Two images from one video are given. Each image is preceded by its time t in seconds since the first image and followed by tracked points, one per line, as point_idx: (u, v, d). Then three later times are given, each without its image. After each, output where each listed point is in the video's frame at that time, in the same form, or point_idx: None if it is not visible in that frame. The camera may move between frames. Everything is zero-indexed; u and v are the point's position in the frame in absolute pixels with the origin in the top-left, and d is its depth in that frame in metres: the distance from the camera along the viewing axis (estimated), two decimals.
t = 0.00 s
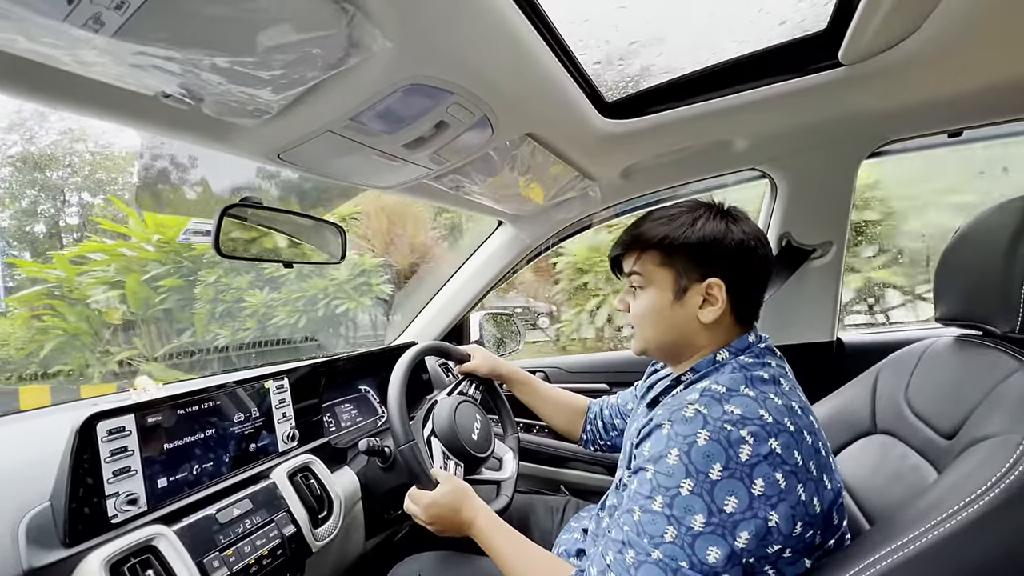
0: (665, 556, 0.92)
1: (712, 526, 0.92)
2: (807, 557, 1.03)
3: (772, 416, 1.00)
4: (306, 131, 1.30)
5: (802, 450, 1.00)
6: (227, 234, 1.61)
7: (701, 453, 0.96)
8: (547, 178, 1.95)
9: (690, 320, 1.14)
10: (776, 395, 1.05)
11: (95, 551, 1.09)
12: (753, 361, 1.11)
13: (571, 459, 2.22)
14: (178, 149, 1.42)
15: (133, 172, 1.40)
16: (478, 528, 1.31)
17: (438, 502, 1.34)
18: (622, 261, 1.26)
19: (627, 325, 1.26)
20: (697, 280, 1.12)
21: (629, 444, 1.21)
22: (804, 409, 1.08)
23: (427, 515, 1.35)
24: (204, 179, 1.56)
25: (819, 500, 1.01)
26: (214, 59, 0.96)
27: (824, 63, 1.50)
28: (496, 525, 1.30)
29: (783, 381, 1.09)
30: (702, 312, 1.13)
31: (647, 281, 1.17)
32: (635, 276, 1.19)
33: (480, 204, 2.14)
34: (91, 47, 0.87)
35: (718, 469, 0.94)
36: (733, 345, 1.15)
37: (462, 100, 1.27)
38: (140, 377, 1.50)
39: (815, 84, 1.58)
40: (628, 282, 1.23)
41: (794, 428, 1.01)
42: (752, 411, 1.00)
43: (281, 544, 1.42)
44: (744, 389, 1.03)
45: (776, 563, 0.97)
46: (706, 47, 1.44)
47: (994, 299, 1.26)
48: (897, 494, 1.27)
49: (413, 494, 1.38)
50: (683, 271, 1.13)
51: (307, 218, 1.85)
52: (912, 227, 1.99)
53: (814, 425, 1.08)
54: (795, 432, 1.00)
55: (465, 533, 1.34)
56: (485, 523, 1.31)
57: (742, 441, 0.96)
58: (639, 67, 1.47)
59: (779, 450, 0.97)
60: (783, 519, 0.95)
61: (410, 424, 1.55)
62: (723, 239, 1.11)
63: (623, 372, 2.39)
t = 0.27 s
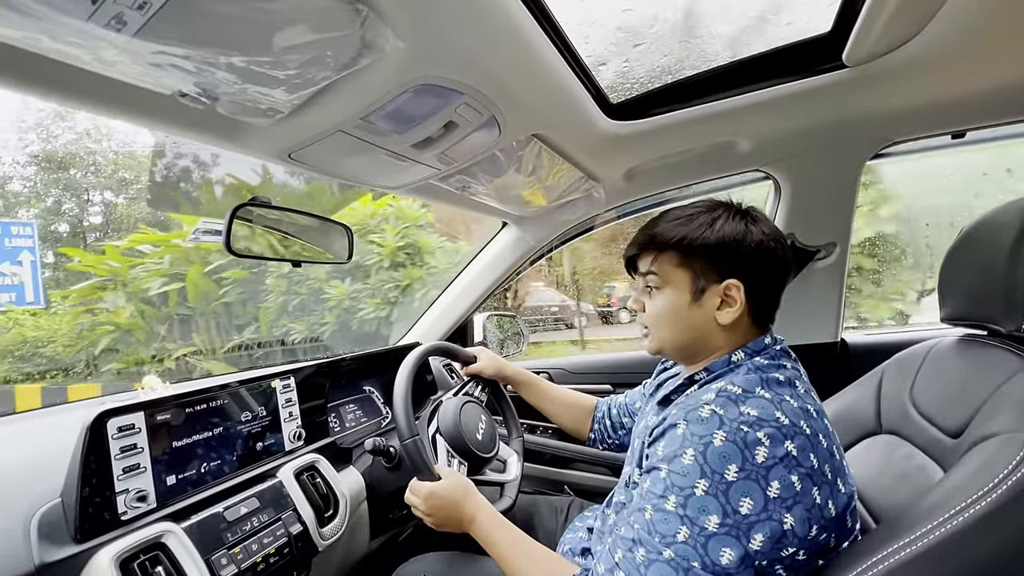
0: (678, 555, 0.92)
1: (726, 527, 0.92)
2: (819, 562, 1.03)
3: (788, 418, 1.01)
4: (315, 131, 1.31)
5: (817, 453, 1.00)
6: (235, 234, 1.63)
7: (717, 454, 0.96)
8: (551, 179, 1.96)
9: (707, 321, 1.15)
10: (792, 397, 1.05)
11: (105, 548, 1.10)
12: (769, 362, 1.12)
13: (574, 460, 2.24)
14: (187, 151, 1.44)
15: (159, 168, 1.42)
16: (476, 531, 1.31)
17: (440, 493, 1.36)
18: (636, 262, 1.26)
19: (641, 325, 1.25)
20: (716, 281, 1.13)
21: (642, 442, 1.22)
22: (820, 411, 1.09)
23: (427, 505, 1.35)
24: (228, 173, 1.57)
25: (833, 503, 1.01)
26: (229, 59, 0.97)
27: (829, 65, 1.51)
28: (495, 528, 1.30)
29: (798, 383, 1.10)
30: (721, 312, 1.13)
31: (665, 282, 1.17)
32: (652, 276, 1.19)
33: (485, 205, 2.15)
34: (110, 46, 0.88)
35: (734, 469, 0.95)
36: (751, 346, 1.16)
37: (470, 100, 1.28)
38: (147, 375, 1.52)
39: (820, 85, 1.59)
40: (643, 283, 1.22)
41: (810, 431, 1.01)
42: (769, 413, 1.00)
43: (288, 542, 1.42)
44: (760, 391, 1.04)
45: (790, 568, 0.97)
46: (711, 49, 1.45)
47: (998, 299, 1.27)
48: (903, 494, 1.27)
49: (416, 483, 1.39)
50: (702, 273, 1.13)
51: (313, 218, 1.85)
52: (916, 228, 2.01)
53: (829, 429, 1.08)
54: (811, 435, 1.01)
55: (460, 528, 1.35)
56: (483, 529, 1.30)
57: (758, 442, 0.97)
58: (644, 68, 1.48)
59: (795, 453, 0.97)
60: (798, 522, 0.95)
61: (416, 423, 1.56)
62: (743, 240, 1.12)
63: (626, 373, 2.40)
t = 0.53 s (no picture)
0: (699, 565, 0.90)
1: (747, 533, 0.91)
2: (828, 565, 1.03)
3: (798, 423, 1.00)
4: (321, 130, 1.32)
5: (827, 458, 1.00)
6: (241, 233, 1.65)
7: (733, 459, 0.95)
8: (555, 180, 1.97)
9: (733, 322, 1.14)
10: (800, 402, 1.05)
11: (108, 543, 1.11)
12: (775, 367, 1.11)
13: (576, 461, 2.26)
14: (184, 151, 1.43)
15: (185, 165, 1.48)
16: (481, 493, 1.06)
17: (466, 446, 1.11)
18: (648, 264, 1.21)
19: (657, 330, 1.20)
20: (746, 283, 1.12)
21: (649, 449, 1.20)
22: (826, 414, 1.09)
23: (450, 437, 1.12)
24: (247, 174, 1.63)
25: (844, 507, 1.01)
26: (238, 58, 0.98)
27: (833, 68, 1.52)
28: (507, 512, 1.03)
29: (804, 387, 1.09)
30: (747, 314, 1.14)
31: (692, 285, 1.13)
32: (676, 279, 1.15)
33: (488, 206, 2.16)
34: (121, 43, 0.88)
35: (750, 475, 0.93)
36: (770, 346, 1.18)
37: (476, 101, 1.29)
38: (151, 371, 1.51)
39: (824, 89, 1.60)
40: (663, 285, 1.17)
41: (819, 434, 1.01)
42: (779, 417, 0.99)
43: (289, 539, 1.43)
44: (769, 396, 1.03)
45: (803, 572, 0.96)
46: (715, 52, 1.46)
47: (1001, 304, 1.29)
48: (902, 497, 1.27)
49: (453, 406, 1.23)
50: (731, 275, 1.12)
51: (315, 217, 1.85)
52: (919, 232, 2.01)
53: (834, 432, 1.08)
54: (821, 439, 1.01)
55: (456, 488, 1.09)
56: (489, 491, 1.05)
57: (773, 447, 0.96)
58: (648, 71, 1.49)
59: (808, 457, 0.97)
60: (813, 525, 0.95)
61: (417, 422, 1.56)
62: (764, 242, 1.14)
63: (628, 374, 2.40)
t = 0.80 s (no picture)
0: (740, 568, 0.88)
1: (791, 538, 0.89)
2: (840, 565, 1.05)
3: (836, 426, 1.00)
4: (329, 128, 1.33)
5: (859, 462, 1.01)
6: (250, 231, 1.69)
7: (779, 461, 0.92)
8: (559, 179, 1.97)
9: (770, 321, 1.11)
10: (833, 402, 1.05)
11: (116, 536, 1.12)
12: (802, 368, 1.10)
13: (579, 460, 2.28)
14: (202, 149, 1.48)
15: (206, 164, 1.54)
16: (539, 457, 0.93)
17: (559, 409, 0.93)
18: (681, 266, 1.12)
19: (701, 342, 1.09)
20: (780, 282, 1.11)
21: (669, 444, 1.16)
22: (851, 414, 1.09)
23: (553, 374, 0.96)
24: (253, 173, 1.64)
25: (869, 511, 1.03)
26: (248, 56, 0.99)
27: (838, 68, 1.52)
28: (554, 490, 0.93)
29: (833, 389, 1.10)
30: (782, 313, 1.12)
31: (738, 287, 1.07)
32: (721, 283, 1.08)
33: (492, 205, 2.17)
34: (134, 41, 0.89)
35: (797, 478, 0.92)
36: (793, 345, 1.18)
37: (481, 100, 1.29)
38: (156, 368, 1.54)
39: (828, 89, 1.60)
40: (703, 291, 1.09)
41: (853, 439, 1.01)
42: (819, 421, 0.99)
43: (294, 535, 1.44)
44: (805, 398, 1.02)
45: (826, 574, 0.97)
46: (720, 51, 1.47)
47: (1006, 305, 1.29)
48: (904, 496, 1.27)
49: (598, 351, 0.97)
50: (768, 271, 1.09)
51: (322, 216, 1.88)
52: (923, 233, 2.02)
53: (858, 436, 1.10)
54: (854, 442, 1.01)
55: (519, 428, 0.97)
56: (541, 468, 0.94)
57: (817, 451, 0.95)
58: (653, 70, 1.49)
59: (847, 462, 0.97)
60: (845, 529, 0.96)
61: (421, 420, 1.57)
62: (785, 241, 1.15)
63: (631, 374, 2.42)
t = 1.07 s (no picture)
0: None
1: (802, 559, 0.87)
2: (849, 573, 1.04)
3: (843, 438, 0.98)
4: (331, 128, 1.33)
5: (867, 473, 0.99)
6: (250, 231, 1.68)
7: (787, 480, 0.90)
8: (561, 181, 1.97)
9: (775, 327, 1.11)
10: (839, 412, 1.04)
11: (116, 535, 1.12)
12: (805, 376, 1.09)
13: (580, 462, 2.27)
14: (217, 150, 1.46)
15: (228, 161, 1.53)
16: (528, 505, 0.95)
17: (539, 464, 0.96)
18: (682, 271, 1.12)
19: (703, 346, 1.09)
20: (785, 287, 1.10)
21: (672, 455, 1.14)
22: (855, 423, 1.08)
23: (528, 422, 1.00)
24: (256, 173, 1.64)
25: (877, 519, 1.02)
26: (250, 57, 0.99)
27: (841, 71, 1.52)
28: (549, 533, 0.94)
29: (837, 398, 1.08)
30: (785, 318, 1.12)
31: (740, 292, 1.07)
32: (723, 287, 1.08)
33: (494, 206, 2.17)
34: (137, 41, 0.90)
35: (806, 497, 0.89)
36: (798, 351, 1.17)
37: (483, 100, 1.29)
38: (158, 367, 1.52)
39: (831, 91, 1.60)
40: (705, 295, 1.10)
41: (860, 449, 1.00)
42: (826, 434, 0.96)
43: (293, 535, 1.44)
44: (810, 409, 1.00)
45: None
46: (723, 53, 1.47)
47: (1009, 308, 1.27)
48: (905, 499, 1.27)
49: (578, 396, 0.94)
50: (772, 277, 1.09)
51: (325, 217, 1.87)
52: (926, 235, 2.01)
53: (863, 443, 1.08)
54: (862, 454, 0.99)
55: (508, 479, 0.99)
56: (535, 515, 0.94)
57: (826, 467, 0.92)
58: (656, 72, 1.49)
59: (856, 475, 0.95)
60: (855, 542, 0.95)
61: (421, 420, 1.57)
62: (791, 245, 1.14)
63: (632, 375, 2.42)
